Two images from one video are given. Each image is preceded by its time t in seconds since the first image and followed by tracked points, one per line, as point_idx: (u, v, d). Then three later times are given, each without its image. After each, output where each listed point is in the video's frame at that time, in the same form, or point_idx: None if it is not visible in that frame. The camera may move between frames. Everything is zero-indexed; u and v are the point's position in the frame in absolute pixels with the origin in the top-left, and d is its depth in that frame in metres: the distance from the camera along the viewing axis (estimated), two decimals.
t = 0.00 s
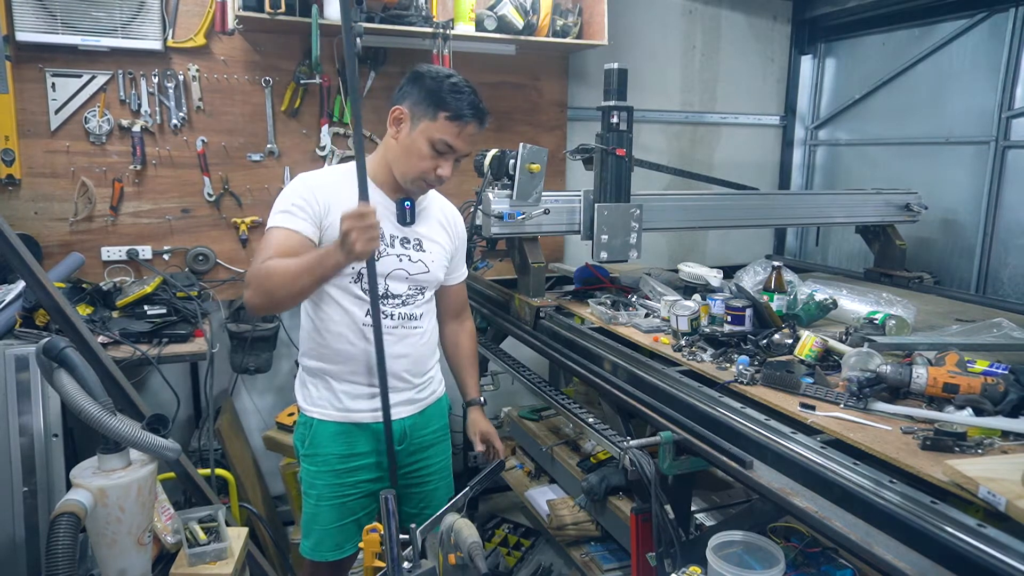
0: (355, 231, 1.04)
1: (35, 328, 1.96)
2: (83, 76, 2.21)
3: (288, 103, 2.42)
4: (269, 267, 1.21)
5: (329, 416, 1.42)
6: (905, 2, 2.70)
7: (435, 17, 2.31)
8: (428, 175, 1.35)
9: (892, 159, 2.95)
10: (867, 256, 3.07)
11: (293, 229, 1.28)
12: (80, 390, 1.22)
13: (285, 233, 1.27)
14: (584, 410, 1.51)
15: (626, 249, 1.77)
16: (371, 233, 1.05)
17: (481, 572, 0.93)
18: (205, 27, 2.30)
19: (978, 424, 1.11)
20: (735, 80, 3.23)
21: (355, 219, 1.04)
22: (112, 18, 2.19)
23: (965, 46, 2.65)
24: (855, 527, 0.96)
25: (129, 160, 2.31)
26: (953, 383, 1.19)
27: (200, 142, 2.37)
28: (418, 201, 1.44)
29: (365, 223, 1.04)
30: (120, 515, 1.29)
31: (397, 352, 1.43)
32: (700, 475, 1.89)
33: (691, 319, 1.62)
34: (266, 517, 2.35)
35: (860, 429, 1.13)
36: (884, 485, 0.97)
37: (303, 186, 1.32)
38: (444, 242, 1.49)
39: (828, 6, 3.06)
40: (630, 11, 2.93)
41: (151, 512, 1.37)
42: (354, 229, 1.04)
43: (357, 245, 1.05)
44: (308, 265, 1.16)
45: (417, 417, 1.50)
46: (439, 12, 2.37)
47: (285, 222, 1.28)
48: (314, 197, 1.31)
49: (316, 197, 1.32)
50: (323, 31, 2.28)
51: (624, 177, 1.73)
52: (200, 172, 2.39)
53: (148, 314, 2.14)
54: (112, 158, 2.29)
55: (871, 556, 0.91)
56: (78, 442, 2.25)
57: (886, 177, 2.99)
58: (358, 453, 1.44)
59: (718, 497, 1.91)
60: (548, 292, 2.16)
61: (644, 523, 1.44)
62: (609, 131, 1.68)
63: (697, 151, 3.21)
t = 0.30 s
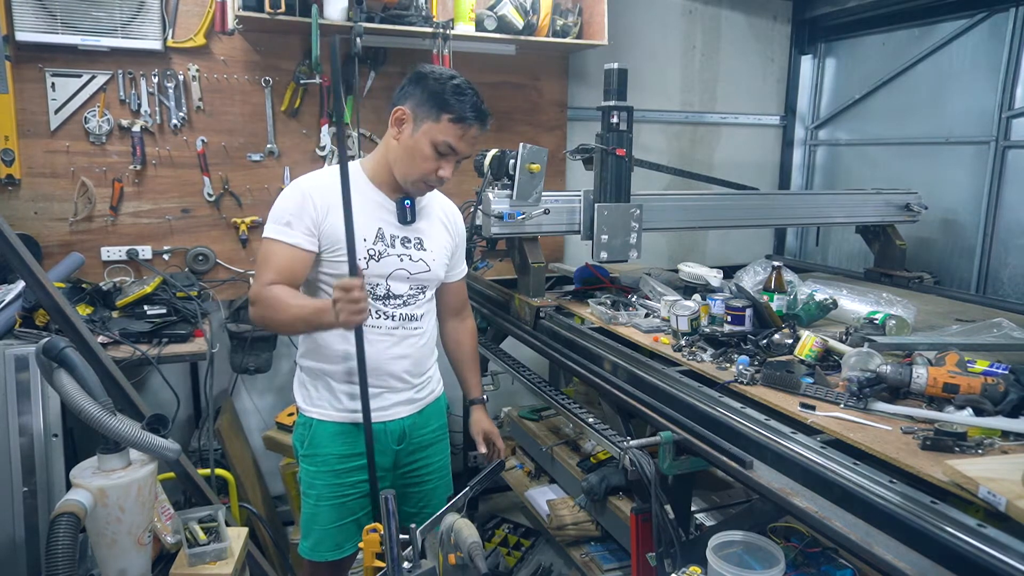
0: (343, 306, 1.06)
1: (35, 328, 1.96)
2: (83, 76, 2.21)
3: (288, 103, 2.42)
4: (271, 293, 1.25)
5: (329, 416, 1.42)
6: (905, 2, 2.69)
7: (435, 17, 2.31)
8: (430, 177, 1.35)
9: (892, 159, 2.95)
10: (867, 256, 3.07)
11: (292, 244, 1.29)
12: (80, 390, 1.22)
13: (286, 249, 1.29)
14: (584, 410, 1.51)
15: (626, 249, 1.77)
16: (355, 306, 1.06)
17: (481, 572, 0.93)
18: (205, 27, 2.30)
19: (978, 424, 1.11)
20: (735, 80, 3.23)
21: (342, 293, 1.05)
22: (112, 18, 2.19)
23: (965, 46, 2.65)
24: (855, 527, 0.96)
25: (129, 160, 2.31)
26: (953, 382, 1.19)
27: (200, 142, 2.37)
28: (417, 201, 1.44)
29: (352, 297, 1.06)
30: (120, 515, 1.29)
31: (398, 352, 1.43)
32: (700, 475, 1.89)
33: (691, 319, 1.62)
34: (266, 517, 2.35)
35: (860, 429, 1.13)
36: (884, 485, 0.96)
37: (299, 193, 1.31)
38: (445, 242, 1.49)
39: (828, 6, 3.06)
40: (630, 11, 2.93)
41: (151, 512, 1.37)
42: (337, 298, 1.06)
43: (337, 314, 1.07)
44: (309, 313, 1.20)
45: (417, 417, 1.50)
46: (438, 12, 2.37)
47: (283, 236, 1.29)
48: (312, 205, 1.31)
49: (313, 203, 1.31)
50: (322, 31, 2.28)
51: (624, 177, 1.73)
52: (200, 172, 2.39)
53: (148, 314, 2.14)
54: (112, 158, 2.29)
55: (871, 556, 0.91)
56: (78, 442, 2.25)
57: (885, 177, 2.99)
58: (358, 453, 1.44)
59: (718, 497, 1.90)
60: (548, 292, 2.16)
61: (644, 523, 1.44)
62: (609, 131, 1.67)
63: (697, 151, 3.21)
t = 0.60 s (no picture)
0: (338, 343, 1.16)
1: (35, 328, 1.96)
2: (83, 76, 2.21)
3: (287, 103, 2.42)
4: (272, 305, 1.29)
5: (329, 416, 1.42)
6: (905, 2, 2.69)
7: (435, 16, 2.31)
8: (428, 177, 1.35)
9: (892, 159, 2.95)
10: (867, 256, 3.07)
11: (290, 249, 1.30)
12: (80, 390, 1.22)
13: (284, 255, 1.30)
14: (584, 410, 1.51)
15: (626, 249, 1.77)
16: (347, 343, 1.16)
17: (481, 573, 0.93)
18: (205, 27, 2.30)
19: (978, 424, 1.11)
20: (735, 80, 3.23)
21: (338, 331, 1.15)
22: (112, 18, 2.19)
23: (965, 46, 2.65)
24: (855, 528, 0.96)
25: (128, 160, 2.31)
26: (953, 383, 1.19)
27: (199, 142, 2.36)
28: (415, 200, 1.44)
29: (345, 334, 1.15)
30: (120, 515, 1.29)
31: (397, 352, 1.43)
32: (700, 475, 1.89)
33: (691, 319, 1.62)
34: (266, 517, 2.35)
35: (860, 429, 1.13)
36: (885, 485, 0.96)
37: (295, 196, 1.31)
38: (443, 242, 1.48)
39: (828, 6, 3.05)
40: (630, 11, 2.93)
41: (151, 512, 1.37)
42: (335, 333, 1.16)
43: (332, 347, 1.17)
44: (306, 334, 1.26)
45: (417, 417, 1.50)
46: (438, 12, 2.36)
47: (281, 241, 1.30)
48: (307, 208, 1.31)
49: (309, 206, 1.31)
50: (323, 31, 2.28)
51: (624, 177, 1.73)
52: (200, 172, 2.38)
53: (147, 314, 2.13)
54: (112, 158, 2.29)
55: (871, 557, 0.91)
56: (78, 443, 2.25)
57: (886, 178, 2.99)
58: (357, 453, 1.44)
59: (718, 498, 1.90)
60: (548, 292, 2.16)
61: (644, 524, 1.44)
62: (609, 131, 1.67)
63: (697, 151, 3.21)
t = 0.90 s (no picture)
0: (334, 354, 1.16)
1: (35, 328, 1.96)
2: (83, 76, 2.21)
3: (288, 103, 2.42)
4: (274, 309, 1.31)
5: (328, 416, 1.42)
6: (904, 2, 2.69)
7: (435, 16, 2.31)
8: (422, 166, 1.34)
9: (892, 159, 2.95)
10: (867, 256, 3.07)
11: (287, 252, 1.31)
12: (80, 390, 1.22)
13: (282, 258, 1.31)
14: (584, 410, 1.51)
15: (626, 249, 1.77)
16: (343, 354, 1.16)
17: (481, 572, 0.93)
18: (205, 27, 2.30)
19: (978, 424, 1.11)
20: (735, 80, 3.23)
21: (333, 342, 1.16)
22: (112, 18, 2.19)
23: (965, 46, 2.65)
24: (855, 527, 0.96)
25: (129, 160, 2.31)
26: (953, 382, 1.19)
27: (200, 142, 2.37)
28: (411, 199, 1.44)
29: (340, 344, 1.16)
30: (120, 515, 1.29)
31: (396, 352, 1.43)
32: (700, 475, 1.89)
33: (691, 319, 1.62)
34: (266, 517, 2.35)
35: (860, 429, 1.13)
36: (884, 485, 0.97)
37: (290, 198, 1.30)
38: (442, 240, 1.48)
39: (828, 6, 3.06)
40: (630, 11, 2.93)
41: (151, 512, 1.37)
42: (330, 343, 1.17)
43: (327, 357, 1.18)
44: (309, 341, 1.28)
45: (417, 417, 1.50)
46: (438, 12, 2.37)
47: (277, 244, 1.30)
48: (304, 210, 1.31)
49: (303, 208, 1.31)
50: (323, 31, 2.28)
51: (624, 176, 1.73)
52: (200, 172, 2.39)
53: (148, 314, 2.14)
54: (112, 158, 2.29)
55: (870, 557, 0.91)
56: (78, 443, 2.25)
57: (885, 178, 2.99)
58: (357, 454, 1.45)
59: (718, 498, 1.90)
60: (548, 292, 2.16)
61: (644, 523, 1.45)
62: (609, 131, 1.68)
63: (697, 151, 3.21)
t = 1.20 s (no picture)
0: (329, 359, 1.15)
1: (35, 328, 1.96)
2: (83, 76, 2.21)
3: (288, 103, 2.42)
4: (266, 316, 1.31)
5: (323, 417, 1.42)
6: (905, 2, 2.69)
7: (435, 17, 2.31)
8: (400, 155, 1.32)
9: (892, 159, 2.95)
10: (867, 256, 3.07)
11: (277, 257, 1.31)
12: (80, 390, 1.22)
13: (272, 264, 1.31)
14: (584, 410, 1.50)
15: (626, 249, 1.77)
16: (337, 359, 1.16)
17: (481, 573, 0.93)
18: (205, 27, 2.30)
19: (978, 424, 1.11)
20: (735, 80, 3.23)
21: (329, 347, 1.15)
22: (112, 18, 2.19)
23: (965, 46, 2.65)
24: (855, 527, 0.96)
25: (129, 160, 2.31)
26: (953, 382, 1.19)
27: (200, 142, 2.37)
28: (401, 196, 1.43)
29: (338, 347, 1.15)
30: (120, 515, 1.29)
31: (391, 354, 1.43)
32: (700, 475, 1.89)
33: (691, 319, 1.62)
34: (266, 517, 2.35)
35: (860, 429, 1.13)
36: (885, 485, 0.97)
37: (278, 202, 1.31)
38: (435, 237, 1.47)
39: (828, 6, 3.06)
40: (630, 11, 2.93)
41: (151, 512, 1.37)
42: (324, 347, 1.16)
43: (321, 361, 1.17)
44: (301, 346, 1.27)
45: (413, 419, 1.49)
46: (438, 12, 2.36)
47: (267, 249, 1.30)
48: (292, 215, 1.31)
49: (290, 212, 1.31)
50: (323, 30, 2.28)
51: (624, 176, 1.73)
52: (200, 172, 2.39)
53: (148, 314, 2.13)
54: (112, 158, 2.29)
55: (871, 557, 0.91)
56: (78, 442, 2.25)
57: (886, 178, 2.99)
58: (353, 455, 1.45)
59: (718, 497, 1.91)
60: (548, 292, 2.16)
61: (644, 524, 1.45)
62: (609, 131, 1.67)
63: (697, 151, 3.21)
